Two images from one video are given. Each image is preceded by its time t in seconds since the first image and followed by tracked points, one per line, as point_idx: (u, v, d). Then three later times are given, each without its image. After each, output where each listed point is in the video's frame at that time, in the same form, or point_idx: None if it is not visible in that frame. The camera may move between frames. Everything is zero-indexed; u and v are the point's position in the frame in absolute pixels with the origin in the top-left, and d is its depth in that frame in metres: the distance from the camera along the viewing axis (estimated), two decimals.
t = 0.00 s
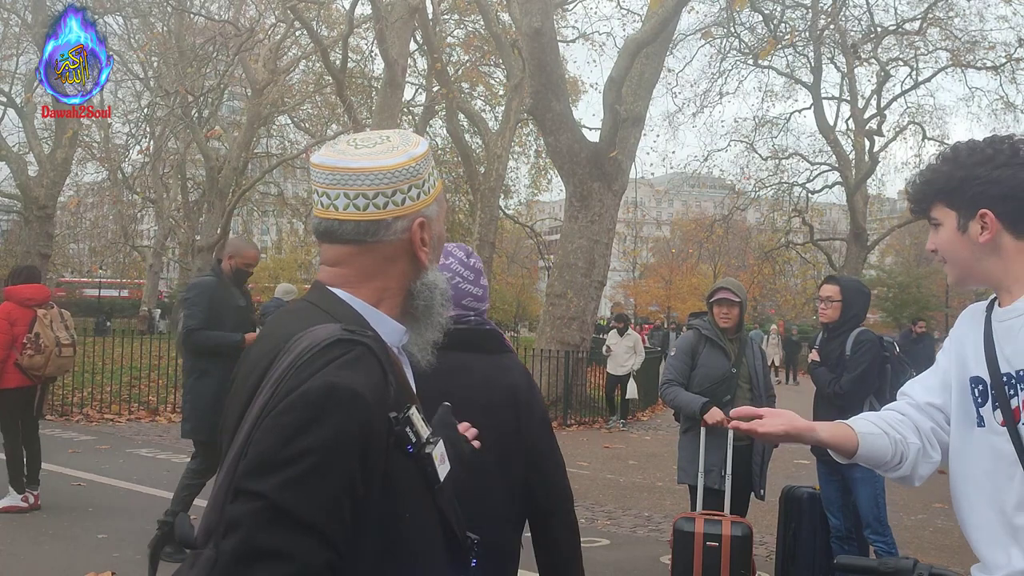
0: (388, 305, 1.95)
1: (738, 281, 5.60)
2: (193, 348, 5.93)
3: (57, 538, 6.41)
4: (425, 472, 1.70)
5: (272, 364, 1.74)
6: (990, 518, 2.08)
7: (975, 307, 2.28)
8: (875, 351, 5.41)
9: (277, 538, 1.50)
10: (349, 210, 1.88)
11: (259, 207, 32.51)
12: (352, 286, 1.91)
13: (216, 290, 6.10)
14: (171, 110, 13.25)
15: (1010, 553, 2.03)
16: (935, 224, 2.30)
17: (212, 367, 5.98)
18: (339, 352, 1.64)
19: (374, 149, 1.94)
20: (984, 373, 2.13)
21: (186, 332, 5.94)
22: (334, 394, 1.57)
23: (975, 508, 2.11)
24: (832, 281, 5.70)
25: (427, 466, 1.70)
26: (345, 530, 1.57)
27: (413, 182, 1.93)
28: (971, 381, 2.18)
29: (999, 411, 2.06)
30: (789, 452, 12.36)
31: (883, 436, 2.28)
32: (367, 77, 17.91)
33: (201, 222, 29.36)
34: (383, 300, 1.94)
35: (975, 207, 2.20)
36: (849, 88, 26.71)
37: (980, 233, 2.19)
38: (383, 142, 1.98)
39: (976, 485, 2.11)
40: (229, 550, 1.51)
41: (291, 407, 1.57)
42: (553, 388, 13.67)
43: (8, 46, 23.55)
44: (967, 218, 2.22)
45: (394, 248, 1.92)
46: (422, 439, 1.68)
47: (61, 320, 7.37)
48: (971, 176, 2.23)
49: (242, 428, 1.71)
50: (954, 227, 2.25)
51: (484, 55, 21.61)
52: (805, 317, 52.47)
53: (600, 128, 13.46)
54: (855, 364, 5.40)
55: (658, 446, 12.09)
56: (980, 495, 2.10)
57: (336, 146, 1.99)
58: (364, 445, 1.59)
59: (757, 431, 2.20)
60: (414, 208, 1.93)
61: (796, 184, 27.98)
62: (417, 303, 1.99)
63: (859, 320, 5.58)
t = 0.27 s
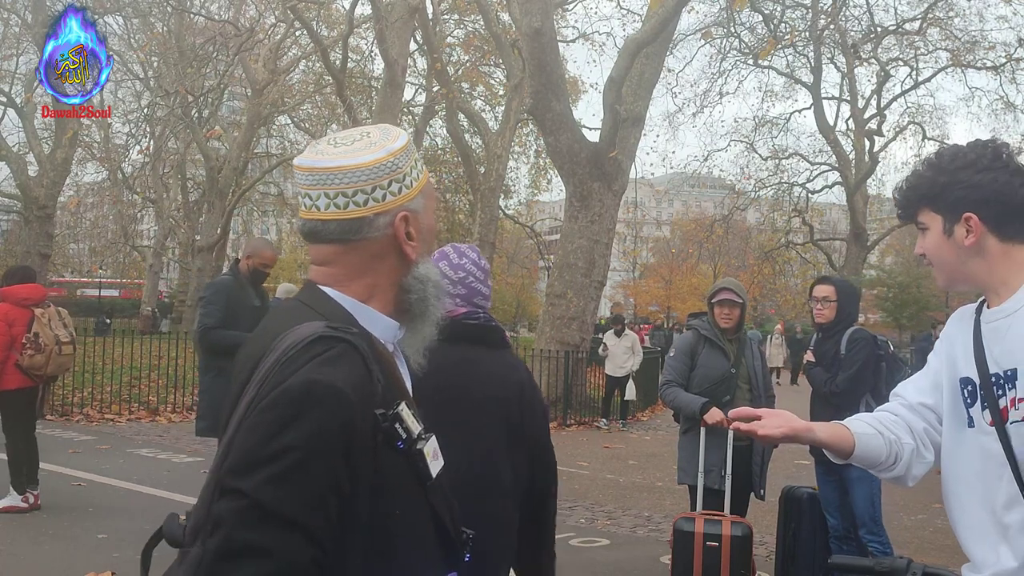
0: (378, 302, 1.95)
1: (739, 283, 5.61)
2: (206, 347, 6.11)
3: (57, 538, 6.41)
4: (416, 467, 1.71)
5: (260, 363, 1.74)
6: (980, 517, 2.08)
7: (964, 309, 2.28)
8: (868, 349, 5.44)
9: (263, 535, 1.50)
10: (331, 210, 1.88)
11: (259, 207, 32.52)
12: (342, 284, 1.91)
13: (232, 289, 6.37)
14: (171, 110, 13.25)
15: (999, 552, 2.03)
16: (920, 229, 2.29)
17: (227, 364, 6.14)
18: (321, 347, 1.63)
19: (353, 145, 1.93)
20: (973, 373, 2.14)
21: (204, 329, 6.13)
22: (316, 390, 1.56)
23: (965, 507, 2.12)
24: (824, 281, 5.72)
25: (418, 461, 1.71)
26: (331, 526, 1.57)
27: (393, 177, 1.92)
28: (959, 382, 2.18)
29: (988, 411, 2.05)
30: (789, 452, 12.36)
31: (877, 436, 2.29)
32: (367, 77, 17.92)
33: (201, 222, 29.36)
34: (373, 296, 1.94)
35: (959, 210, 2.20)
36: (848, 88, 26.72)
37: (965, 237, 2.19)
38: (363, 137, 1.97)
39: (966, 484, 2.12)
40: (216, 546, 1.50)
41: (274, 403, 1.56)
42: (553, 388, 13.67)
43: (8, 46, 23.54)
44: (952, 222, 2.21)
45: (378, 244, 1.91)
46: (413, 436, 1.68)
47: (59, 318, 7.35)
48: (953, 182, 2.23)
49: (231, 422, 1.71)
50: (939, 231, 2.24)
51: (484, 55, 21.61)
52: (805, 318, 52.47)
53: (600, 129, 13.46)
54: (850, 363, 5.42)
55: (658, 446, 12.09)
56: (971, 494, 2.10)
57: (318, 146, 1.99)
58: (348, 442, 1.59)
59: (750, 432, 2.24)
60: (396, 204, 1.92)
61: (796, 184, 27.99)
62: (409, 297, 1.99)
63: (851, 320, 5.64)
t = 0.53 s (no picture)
0: (366, 301, 1.95)
1: (740, 283, 5.62)
2: (213, 347, 6.09)
3: (57, 538, 6.41)
4: (406, 463, 1.69)
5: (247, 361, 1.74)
6: (974, 518, 2.08)
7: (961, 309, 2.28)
8: (866, 347, 5.46)
9: (249, 535, 1.51)
10: (315, 208, 1.89)
11: (259, 207, 32.53)
12: (328, 282, 1.91)
13: (238, 289, 6.37)
14: (171, 110, 13.26)
15: (994, 552, 2.03)
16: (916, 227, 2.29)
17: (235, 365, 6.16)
18: (304, 346, 1.63)
19: (336, 144, 1.95)
20: (968, 373, 2.13)
21: (212, 330, 6.12)
22: (298, 389, 1.56)
23: (962, 509, 2.12)
24: (819, 282, 5.75)
25: (407, 458, 1.68)
26: (317, 525, 1.57)
27: (375, 174, 1.92)
28: (954, 381, 2.18)
29: (984, 409, 2.05)
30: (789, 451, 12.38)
31: (874, 437, 2.28)
32: (367, 77, 17.94)
33: (201, 222, 29.37)
34: (360, 295, 1.94)
35: (954, 208, 2.20)
36: (848, 88, 26.73)
37: (961, 235, 2.18)
38: (348, 136, 1.98)
39: (962, 485, 2.12)
40: (203, 546, 1.52)
41: (258, 403, 1.56)
42: (553, 388, 13.67)
43: (8, 46, 23.52)
44: (949, 220, 2.21)
45: (361, 242, 1.91)
46: (402, 432, 1.66)
47: (57, 318, 7.33)
48: (950, 180, 2.22)
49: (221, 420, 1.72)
50: (936, 229, 2.24)
51: (484, 55, 21.62)
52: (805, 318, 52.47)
53: (600, 129, 13.46)
54: (850, 360, 5.44)
55: (659, 446, 12.12)
56: (966, 495, 2.10)
57: (305, 145, 2.00)
58: (332, 440, 1.58)
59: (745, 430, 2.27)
60: (380, 200, 1.92)
61: (796, 184, 28.02)
62: (396, 295, 1.99)
63: (847, 320, 5.68)
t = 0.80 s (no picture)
0: (368, 300, 1.95)
1: (739, 283, 5.63)
2: (215, 346, 6.08)
3: (57, 538, 6.40)
4: (402, 465, 1.69)
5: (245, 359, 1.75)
6: (972, 517, 2.09)
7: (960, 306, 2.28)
8: (865, 345, 5.46)
9: (240, 531, 1.51)
10: (312, 207, 1.93)
11: (259, 207, 32.53)
12: (329, 282, 1.93)
13: (239, 288, 6.35)
14: (171, 110, 13.27)
15: (994, 553, 2.03)
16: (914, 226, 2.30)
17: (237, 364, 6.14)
18: (299, 345, 1.63)
19: (336, 146, 1.99)
20: (966, 372, 2.14)
21: (213, 330, 6.10)
22: (291, 386, 1.56)
23: (960, 509, 2.11)
24: (816, 284, 5.75)
25: (404, 460, 1.68)
26: (309, 523, 1.57)
27: (369, 172, 1.93)
28: (953, 380, 2.18)
29: (983, 409, 2.05)
30: (789, 451, 12.37)
31: (873, 436, 2.28)
32: (367, 77, 17.94)
33: (201, 221, 29.37)
34: (361, 294, 1.94)
35: (956, 206, 2.20)
36: (848, 88, 26.71)
37: (963, 233, 2.18)
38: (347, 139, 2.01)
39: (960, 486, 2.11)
40: (195, 540, 1.52)
41: (251, 400, 1.57)
42: (553, 388, 13.67)
43: (7, 46, 23.51)
44: (950, 218, 2.21)
45: (355, 241, 1.92)
46: (399, 434, 1.66)
47: (55, 318, 7.32)
48: (952, 177, 2.22)
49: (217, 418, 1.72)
50: (936, 226, 2.23)
51: (484, 55, 21.61)
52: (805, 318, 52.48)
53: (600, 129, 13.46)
54: (850, 358, 5.43)
55: (659, 446, 12.12)
56: (963, 494, 2.10)
57: (313, 150, 2.05)
58: (326, 438, 1.58)
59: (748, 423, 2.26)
60: (374, 198, 1.92)
61: (796, 184, 28.04)
62: (395, 296, 1.95)
63: (842, 322, 5.71)
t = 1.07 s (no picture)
0: (374, 302, 1.95)
1: (739, 283, 5.61)
2: (215, 346, 6.08)
3: (57, 538, 6.41)
4: (412, 467, 1.69)
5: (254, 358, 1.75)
6: (974, 518, 2.09)
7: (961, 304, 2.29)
8: (865, 344, 5.48)
9: (250, 532, 1.51)
10: (320, 208, 1.93)
11: (259, 207, 32.55)
12: (338, 285, 1.92)
13: (238, 286, 6.37)
14: (171, 110, 13.28)
15: (995, 555, 2.03)
16: (920, 222, 2.27)
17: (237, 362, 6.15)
18: (309, 348, 1.63)
19: (346, 146, 1.98)
20: (967, 373, 2.14)
21: (212, 329, 6.10)
22: (302, 388, 1.57)
23: (959, 512, 2.12)
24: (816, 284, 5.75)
25: (413, 462, 1.69)
26: (320, 524, 1.57)
27: (380, 174, 1.93)
28: (953, 381, 2.19)
29: (985, 410, 2.06)
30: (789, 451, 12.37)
31: (876, 440, 2.28)
32: (367, 77, 17.96)
33: (201, 221, 29.38)
34: (368, 295, 1.94)
35: (963, 204, 2.19)
36: (848, 88, 26.70)
37: (970, 231, 2.18)
38: (355, 138, 2.01)
39: (959, 491, 2.12)
40: (204, 540, 1.52)
41: (261, 401, 1.57)
42: (553, 388, 13.68)
43: (7, 46, 23.50)
44: (957, 216, 2.20)
45: (363, 243, 1.92)
46: (408, 435, 1.66)
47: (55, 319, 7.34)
48: (955, 177, 2.22)
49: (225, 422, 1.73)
50: (942, 225, 2.22)
51: (484, 55, 21.61)
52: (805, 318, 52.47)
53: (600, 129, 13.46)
54: (850, 357, 5.45)
55: (659, 446, 12.13)
56: (964, 494, 2.11)
57: (319, 149, 2.04)
58: (335, 439, 1.58)
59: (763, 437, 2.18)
60: (384, 200, 1.92)
61: (796, 184, 28.05)
62: (401, 298, 1.96)
63: (842, 322, 5.71)
